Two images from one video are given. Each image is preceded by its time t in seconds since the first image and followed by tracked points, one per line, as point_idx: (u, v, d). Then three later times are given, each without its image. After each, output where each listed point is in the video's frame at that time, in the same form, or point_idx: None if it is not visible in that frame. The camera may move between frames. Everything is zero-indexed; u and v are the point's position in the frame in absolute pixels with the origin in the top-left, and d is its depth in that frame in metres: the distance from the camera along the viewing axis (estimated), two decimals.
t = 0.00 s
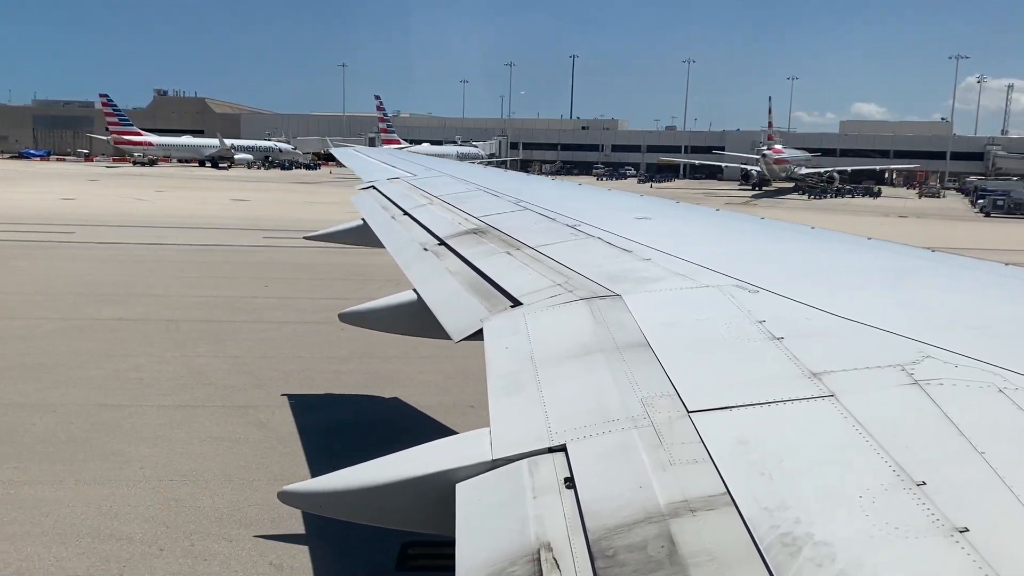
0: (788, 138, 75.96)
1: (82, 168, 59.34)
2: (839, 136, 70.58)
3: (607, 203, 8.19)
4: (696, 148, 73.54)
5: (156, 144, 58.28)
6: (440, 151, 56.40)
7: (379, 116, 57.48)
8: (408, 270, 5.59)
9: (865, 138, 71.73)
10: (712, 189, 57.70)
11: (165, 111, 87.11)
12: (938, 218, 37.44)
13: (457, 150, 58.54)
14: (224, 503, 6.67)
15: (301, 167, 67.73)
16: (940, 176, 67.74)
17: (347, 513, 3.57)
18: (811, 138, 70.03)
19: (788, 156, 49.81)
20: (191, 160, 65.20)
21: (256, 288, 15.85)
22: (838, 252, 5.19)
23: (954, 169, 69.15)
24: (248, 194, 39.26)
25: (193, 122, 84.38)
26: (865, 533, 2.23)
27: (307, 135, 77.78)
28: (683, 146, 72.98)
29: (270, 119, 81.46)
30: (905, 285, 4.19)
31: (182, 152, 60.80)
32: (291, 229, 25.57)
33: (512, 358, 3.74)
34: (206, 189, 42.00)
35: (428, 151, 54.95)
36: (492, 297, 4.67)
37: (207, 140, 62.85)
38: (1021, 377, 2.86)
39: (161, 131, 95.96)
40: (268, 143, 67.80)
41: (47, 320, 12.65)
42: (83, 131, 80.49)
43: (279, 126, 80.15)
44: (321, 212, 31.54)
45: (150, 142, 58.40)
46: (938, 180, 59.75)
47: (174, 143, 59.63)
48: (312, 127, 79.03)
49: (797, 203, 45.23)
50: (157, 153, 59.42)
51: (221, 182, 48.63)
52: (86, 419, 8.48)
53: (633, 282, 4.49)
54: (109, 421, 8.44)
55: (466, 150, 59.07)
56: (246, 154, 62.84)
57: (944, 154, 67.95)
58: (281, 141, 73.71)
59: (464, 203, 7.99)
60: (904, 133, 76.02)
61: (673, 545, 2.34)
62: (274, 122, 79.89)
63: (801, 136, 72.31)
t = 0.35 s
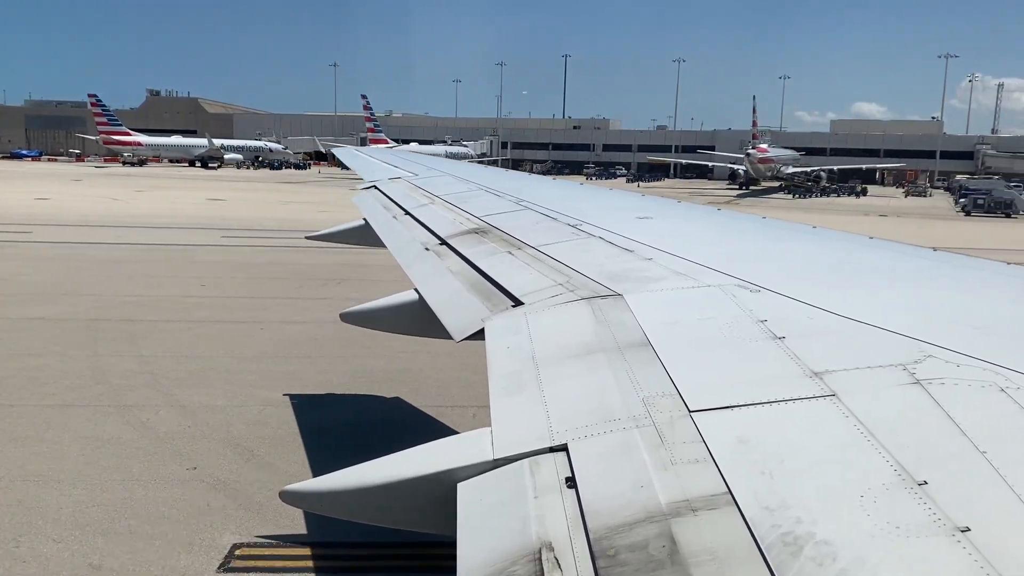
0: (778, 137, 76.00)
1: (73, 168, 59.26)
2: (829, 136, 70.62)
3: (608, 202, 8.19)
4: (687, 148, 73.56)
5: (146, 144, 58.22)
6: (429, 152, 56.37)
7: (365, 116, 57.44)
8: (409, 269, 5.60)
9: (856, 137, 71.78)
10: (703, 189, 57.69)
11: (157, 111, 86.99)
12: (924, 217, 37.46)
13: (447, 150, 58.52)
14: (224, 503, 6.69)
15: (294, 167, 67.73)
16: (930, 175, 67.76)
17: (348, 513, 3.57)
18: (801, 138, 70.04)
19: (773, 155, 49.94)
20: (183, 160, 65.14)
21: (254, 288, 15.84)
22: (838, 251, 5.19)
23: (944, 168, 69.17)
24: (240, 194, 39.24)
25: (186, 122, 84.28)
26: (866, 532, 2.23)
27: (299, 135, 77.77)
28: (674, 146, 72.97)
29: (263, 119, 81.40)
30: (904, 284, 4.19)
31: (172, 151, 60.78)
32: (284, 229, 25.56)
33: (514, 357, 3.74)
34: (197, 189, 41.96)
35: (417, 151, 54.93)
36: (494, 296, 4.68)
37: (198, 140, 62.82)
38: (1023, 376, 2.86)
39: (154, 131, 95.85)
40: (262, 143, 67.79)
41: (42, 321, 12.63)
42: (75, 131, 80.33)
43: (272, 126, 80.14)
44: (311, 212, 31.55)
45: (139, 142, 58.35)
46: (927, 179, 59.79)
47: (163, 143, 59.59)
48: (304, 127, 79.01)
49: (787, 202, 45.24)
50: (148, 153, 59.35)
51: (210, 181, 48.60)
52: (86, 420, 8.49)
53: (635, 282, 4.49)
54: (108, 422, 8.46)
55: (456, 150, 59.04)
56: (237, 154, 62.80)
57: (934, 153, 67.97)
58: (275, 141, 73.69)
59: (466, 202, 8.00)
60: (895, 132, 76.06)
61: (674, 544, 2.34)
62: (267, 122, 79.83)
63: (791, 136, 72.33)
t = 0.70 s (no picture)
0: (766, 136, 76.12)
1: (64, 167, 59.18)
2: (819, 135, 70.68)
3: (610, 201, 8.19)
4: (676, 147, 73.60)
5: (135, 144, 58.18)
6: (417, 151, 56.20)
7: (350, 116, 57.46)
8: (410, 268, 5.59)
9: (846, 136, 71.78)
10: (692, 188, 57.47)
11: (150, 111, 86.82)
12: (910, 215, 37.45)
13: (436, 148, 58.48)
14: (225, 502, 6.68)
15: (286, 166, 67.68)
16: (918, 174, 67.74)
17: (351, 512, 3.56)
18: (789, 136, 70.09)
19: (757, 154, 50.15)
20: (176, 160, 65.08)
21: (252, 288, 15.82)
22: (839, 250, 5.18)
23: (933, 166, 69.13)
24: (231, 194, 39.22)
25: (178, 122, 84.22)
26: (868, 532, 2.23)
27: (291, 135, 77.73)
28: (664, 144, 72.90)
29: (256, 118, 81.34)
30: (906, 283, 4.18)
31: (161, 150, 60.73)
32: (277, 228, 25.54)
33: (516, 356, 3.73)
34: (188, 189, 41.90)
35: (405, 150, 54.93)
36: (495, 295, 4.67)
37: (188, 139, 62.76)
38: None
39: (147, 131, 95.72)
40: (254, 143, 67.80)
41: (34, 321, 12.58)
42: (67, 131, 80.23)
43: (264, 125, 80.10)
44: (302, 212, 31.53)
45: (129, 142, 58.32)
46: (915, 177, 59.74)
47: (153, 143, 59.55)
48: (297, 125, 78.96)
49: (776, 201, 45.28)
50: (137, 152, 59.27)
51: (199, 180, 48.46)
52: (83, 420, 8.46)
53: (637, 281, 4.48)
54: (107, 422, 8.44)
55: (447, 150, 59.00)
56: (227, 153, 62.76)
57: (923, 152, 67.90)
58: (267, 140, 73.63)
59: (466, 201, 7.99)
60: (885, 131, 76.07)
61: (677, 544, 2.34)
62: (259, 121, 79.74)
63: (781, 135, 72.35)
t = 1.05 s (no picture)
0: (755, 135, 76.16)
1: (54, 166, 59.03)
2: (808, 134, 70.73)
3: (610, 199, 8.20)
4: (666, 145, 73.60)
5: (124, 144, 58.12)
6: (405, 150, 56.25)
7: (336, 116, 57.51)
8: (410, 267, 5.59)
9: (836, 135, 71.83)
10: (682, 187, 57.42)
11: (142, 110, 86.68)
12: (895, 214, 37.45)
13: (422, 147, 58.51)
14: (225, 502, 6.67)
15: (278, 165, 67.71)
16: (907, 172, 67.94)
17: (353, 510, 3.55)
18: (779, 135, 70.11)
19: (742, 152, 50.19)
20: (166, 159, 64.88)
21: (250, 286, 15.80)
22: (837, 248, 5.18)
23: (921, 165, 69.14)
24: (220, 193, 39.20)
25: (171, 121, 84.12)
26: (869, 529, 2.23)
27: (283, 134, 77.73)
28: (655, 143, 72.90)
29: (248, 117, 81.28)
30: (904, 281, 4.19)
31: (150, 149, 60.66)
32: (271, 227, 25.54)
33: (516, 355, 3.74)
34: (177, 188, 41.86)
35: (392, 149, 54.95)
36: (495, 294, 4.67)
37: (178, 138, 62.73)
38: None
39: (139, 130, 95.58)
40: (247, 142, 67.80)
41: (28, 319, 12.56)
42: (59, 130, 80.09)
43: (255, 124, 80.07)
44: (294, 210, 31.54)
45: (118, 141, 58.25)
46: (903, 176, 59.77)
47: (142, 142, 59.43)
48: (289, 125, 78.97)
49: (764, 199, 45.29)
50: (126, 151, 59.21)
51: (187, 179, 48.41)
52: (82, 419, 8.44)
53: (637, 279, 4.49)
54: (106, 421, 8.42)
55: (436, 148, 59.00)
56: (217, 152, 62.77)
57: (913, 150, 67.92)
58: (260, 139, 73.63)
59: (466, 200, 7.99)
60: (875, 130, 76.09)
61: (677, 542, 2.34)
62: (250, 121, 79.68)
63: (770, 134, 72.36)
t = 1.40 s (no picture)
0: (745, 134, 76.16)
1: (43, 165, 58.86)
2: (798, 132, 70.73)
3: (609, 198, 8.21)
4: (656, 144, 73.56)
5: (112, 142, 57.94)
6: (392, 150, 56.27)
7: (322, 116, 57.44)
8: (409, 266, 5.59)
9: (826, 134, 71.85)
10: (671, 185, 57.40)
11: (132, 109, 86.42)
12: (880, 212, 37.43)
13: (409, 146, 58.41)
14: (226, 501, 6.68)
15: (269, 164, 67.64)
16: (895, 171, 68.12)
17: (354, 509, 3.55)
18: (768, 133, 70.05)
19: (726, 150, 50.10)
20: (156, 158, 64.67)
21: (245, 285, 15.77)
22: (834, 246, 5.19)
23: (909, 163, 69.36)
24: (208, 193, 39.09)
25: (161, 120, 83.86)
26: (868, 528, 2.23)
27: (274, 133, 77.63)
28: (644, 142, 72.92)
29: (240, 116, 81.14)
30: (902, 279, 4.19)
31: (139, 147, 60.48)
32: (263, 225, 25.51)
33: (516, 354, 3.74)
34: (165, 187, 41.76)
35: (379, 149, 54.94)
36: (495, 293, 4.67)
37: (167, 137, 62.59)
38: None
39: (130, 130, 95.35)
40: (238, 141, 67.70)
41: (20, 319, 12.50)
42: (49, 130, 79.83)
43: (246, 123, 79.94)
44: (283, 209, 31.54)
45: (106, 140, 58.04)
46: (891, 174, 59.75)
47: (129, 141, 59.24)
48: (280, 124, 78.86)
49: (752, 197, 45.30)
50: (114, 151, 59.04)
51: (174, 179, 48.26)
52: (81, 418, 8.42)
53: (636, 278, 4.49)
54: (104, 420, 8.40)
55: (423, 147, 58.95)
56: (205, 151, 62.65)
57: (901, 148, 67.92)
58: (251, 137, 73.52)
59: (466, 198, 8.00)
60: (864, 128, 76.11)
61: (677, 540, 2.34)
62: (241, 120, 79.52)
63: (760, 132, 72.45)
